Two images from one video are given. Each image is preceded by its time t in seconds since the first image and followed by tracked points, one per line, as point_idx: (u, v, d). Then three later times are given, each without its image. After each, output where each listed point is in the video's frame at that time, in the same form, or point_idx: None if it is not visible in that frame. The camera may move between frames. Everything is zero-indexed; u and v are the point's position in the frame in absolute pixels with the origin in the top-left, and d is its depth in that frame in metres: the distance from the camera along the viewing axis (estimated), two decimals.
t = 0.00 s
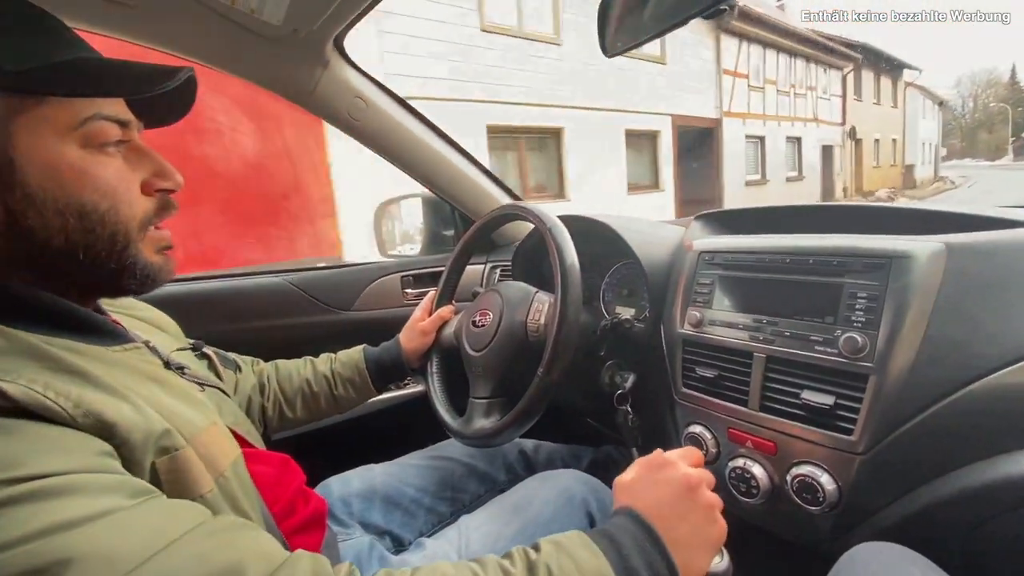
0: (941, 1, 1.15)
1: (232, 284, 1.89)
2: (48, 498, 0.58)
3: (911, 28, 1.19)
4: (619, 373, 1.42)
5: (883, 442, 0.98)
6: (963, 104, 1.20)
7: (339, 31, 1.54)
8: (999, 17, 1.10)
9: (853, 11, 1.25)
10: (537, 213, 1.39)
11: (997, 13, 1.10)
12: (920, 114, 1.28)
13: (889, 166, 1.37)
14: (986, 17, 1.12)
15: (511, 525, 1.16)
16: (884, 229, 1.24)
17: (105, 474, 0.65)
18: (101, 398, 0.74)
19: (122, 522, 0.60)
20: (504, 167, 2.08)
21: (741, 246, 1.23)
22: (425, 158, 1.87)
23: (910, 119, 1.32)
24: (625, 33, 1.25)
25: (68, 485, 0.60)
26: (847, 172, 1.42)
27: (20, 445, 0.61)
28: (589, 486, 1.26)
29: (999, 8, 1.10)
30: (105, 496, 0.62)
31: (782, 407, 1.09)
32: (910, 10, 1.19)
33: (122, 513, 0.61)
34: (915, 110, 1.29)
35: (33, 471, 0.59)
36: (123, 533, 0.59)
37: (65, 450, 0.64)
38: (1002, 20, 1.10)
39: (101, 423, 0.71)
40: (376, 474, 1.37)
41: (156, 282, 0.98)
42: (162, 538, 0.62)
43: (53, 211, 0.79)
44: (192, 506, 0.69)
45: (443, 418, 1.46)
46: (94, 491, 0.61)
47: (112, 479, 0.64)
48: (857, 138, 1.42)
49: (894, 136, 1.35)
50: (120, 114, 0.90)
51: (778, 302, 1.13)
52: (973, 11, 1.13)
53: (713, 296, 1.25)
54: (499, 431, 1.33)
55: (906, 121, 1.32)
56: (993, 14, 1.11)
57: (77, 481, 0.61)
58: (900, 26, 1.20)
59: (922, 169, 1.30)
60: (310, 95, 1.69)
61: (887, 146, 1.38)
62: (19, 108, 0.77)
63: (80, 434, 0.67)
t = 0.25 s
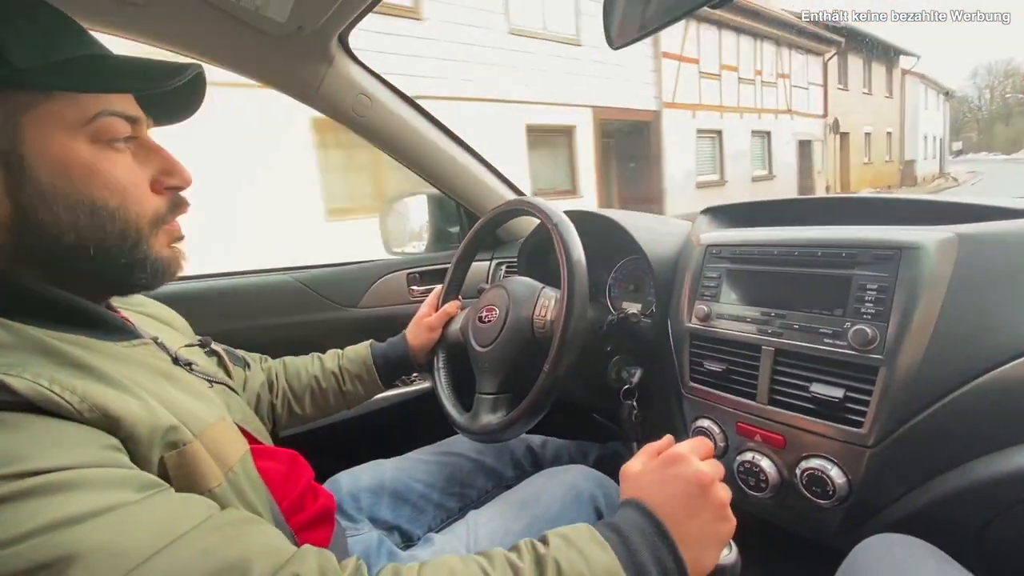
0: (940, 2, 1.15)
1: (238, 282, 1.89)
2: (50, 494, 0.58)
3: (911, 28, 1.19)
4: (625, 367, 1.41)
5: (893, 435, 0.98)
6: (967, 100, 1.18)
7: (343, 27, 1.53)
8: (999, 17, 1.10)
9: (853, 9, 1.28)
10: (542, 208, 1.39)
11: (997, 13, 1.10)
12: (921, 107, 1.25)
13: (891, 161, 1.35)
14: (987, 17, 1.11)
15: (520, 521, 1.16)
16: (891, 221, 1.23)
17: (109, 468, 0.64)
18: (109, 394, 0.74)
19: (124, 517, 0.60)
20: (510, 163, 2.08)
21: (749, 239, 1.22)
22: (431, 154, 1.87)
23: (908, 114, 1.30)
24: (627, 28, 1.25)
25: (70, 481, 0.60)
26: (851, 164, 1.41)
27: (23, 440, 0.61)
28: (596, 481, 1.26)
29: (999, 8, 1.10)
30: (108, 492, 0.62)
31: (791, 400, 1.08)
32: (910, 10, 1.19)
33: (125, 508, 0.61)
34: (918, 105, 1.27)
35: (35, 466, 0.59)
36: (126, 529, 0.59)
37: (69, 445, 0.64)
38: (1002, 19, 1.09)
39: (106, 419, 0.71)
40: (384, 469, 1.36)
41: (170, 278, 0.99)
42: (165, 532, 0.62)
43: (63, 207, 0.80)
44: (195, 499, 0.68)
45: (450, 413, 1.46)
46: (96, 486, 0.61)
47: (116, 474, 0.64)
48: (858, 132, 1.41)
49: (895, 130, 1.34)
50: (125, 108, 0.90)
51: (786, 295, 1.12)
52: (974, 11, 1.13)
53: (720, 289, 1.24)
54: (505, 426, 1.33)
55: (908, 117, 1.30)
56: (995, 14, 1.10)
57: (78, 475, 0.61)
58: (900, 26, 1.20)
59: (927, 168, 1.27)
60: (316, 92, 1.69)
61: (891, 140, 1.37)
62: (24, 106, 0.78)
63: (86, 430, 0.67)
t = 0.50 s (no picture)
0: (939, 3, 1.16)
1: (238, 283, 1.89)
2: (71, 497, 0.58)
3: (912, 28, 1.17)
4: (623, 368, 1.42)
5: (890, 435, 0.98)
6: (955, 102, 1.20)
7: (340, 29, 1.53)
8: (999, 17, 1.07)
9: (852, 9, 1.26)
10: (539, 209, 1.39)
11: (998, 13, 1.08)
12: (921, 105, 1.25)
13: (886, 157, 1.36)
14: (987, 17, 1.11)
15: (519, 522, 1.15)
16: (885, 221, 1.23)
17: (131, 471, 0.64)
18: (125, 396, 0.74)
19: (151, 519, 0.60)
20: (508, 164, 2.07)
21: (745, 240, 1.22)
22: (428, 155, 1.87)
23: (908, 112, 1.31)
24: (626, 27, 1.24)
25: (97, 483, 0.60)
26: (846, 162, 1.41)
27: (50, 441, 0.61)
28: (594, 482, 1.25)
29: (999, 8, 1.08)
30: (129, 495, 0.61)
31: (787, 401, 1.08)
32: (910, 10, 1.17)
33: (152, 509, 0.61)
34: (915, 103, 1.26)
35: (58, 468, 0.59)
36: (148, 530, 0.59)
37: (94, 446, 0.64)
38: (1002, 20, 1.06)
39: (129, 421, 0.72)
40: (383, 471, 1.36)
41: (174, 283, 0.99)
42: (193, 535, 0.61)
43: (74, 211, 0.80)
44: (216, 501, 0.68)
45: (448, 414, 1.46)
46: (122, 489, 0.61)
47: (138, 477, 0.63)
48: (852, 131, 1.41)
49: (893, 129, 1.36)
50: (138, 114, 0.90)
51: (783, 295, 1.12)
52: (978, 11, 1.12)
53: (717, 290, 1.24)
54: (503, 427, 1.32)
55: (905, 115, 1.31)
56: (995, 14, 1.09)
57: (106, 479, 0.61)
58: (900, 26, 1.18)
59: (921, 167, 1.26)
60: (313, 94, 1.69)
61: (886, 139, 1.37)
62: (39, 110, 0.78)
63: (108, 432, 0.67)
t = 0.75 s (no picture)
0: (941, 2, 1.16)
1: (238, 283, 1.89)
2: (67, 513, 0.57)
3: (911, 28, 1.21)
4: (626, 366, 1.40)
5: (895, 433, 0.97)
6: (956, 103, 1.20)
7: (340, 27, 1.53)
8: (999, 17, 1.09)
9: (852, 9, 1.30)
10: (540, 207, 1.38)
11: (998, 14, 1.10)
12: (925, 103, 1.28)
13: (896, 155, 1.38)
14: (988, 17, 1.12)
15: (523, 524, 1.15)
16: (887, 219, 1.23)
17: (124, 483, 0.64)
18: (121, 402, 0.74)
19: (149, 534, 0.61)
20: (508, 162, 2.06)
21: (748, 237, 1.22)
22: (429, 154, 1.86)
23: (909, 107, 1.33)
24: (628, 21, 1.22)
25: (95, 496, 0.60)
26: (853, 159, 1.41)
27: (45, 452, 0.61)
28: (598, 481, 1.25)
29: (999, 9, 1.09)
30: (123, 510, 0.61)
31: (792, 400, 1.07)
32: (910, 11, 1.20)
33: (150, 522, 0.62)
34: (913, 97, 1.31)
35: (55, 481, 0.58)
36: (144, 546, 0.60)
37: (90, 456, 0.64)
38: (1002, 19, 1.08)
39: (124, 430, 0.71)
40: (387, 469, 1.36)
41: (171, 283, 0.99)
42: (191, 550, 0.63)
43: (71, 213, 0.79)
44: (213, 515, 0.69)
45: (450, 414, 1.45)
46: (120, 503, 0.61)
47: (132, 490, 0.63)
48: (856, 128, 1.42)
49: (898, 127, 1.37)
50: (134, 117, 0.90)
51: (787, 292, 1.12)
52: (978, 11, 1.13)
53: (720, 287, 1.24)
54: (506, 425, 1.32)
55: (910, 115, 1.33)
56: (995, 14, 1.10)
57: (103, 493, 0.61)
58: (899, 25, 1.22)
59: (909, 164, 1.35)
60: (313, 92, 1.68)
61: (867, 133, 1.46)
62: (38, 112, 0.77)
63: (105, 441, 0.67)
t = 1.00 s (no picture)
0: (941, 1, 1.13)
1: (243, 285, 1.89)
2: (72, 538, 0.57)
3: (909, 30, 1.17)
4: (631, 368, 1.40)
5: (903, 437, 0.96)
6: (962, 101, 1.17)
7: (344, 29, 1.52)
8: (999, 17, 1.08)
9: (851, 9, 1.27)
10: (545, 209, 1.38)
11: (998, 13, 1.09)
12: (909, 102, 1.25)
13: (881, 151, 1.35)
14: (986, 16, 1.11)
15: (527, 527, 1.14)
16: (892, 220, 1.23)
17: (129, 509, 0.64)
18: (121, 412, 0.74)
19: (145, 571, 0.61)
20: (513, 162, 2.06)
21: (754, 238, 1.21)
22: (433, 154, 1.86)
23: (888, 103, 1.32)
24: (633, 22, 1.21)
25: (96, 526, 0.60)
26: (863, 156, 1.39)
27: (47, 469, 0.60)
28: (602, 482, 1.24)
29: (999, 8, 1.08)
30: (125, 538, 0.61)
31: (799, 402, 1.07)
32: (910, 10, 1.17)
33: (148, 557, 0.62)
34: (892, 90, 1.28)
35: (62, 501, 0.58)
36: None
37: (91, 473, 0.64)
38: (1002, 20, 1.07)
39: (123, 439, 0.71)
40: (392, 469, 1.36)
41: (175, 288, 0.97)
42: None
43: (63, 217, 0.78)
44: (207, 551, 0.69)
45: (456, 415, 1.45)
46: (119, 532, 0.61)
47: (136, 517, 0.64)
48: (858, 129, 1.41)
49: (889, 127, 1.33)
50: (139, 121, 0.88)
51: (794, 294, 1.11)
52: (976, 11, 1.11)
53: (726, 289, 1.23)
54: (513, 426, 1.31)
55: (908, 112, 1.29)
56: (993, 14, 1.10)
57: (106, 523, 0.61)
58: (898, 27, 1.18)
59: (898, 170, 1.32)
60: (317, 94, 1.68)
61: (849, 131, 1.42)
62: (31, 116, 0.76)
63: (106, 454, 0.67)
